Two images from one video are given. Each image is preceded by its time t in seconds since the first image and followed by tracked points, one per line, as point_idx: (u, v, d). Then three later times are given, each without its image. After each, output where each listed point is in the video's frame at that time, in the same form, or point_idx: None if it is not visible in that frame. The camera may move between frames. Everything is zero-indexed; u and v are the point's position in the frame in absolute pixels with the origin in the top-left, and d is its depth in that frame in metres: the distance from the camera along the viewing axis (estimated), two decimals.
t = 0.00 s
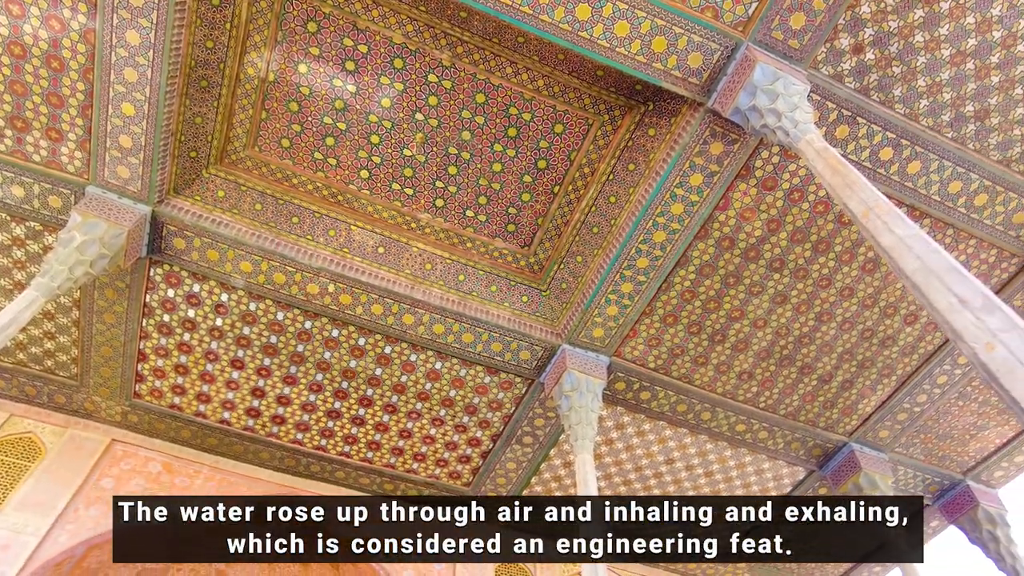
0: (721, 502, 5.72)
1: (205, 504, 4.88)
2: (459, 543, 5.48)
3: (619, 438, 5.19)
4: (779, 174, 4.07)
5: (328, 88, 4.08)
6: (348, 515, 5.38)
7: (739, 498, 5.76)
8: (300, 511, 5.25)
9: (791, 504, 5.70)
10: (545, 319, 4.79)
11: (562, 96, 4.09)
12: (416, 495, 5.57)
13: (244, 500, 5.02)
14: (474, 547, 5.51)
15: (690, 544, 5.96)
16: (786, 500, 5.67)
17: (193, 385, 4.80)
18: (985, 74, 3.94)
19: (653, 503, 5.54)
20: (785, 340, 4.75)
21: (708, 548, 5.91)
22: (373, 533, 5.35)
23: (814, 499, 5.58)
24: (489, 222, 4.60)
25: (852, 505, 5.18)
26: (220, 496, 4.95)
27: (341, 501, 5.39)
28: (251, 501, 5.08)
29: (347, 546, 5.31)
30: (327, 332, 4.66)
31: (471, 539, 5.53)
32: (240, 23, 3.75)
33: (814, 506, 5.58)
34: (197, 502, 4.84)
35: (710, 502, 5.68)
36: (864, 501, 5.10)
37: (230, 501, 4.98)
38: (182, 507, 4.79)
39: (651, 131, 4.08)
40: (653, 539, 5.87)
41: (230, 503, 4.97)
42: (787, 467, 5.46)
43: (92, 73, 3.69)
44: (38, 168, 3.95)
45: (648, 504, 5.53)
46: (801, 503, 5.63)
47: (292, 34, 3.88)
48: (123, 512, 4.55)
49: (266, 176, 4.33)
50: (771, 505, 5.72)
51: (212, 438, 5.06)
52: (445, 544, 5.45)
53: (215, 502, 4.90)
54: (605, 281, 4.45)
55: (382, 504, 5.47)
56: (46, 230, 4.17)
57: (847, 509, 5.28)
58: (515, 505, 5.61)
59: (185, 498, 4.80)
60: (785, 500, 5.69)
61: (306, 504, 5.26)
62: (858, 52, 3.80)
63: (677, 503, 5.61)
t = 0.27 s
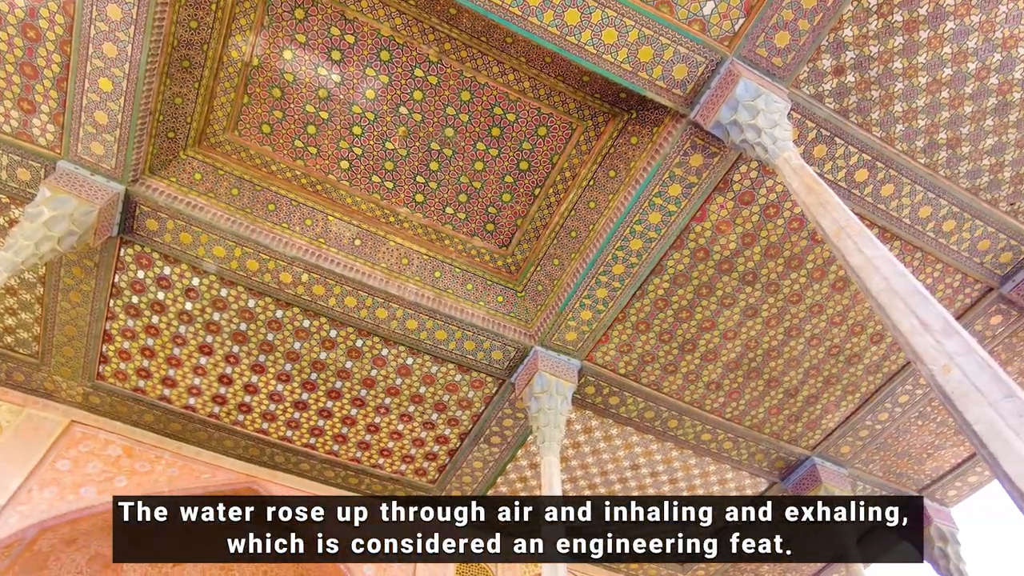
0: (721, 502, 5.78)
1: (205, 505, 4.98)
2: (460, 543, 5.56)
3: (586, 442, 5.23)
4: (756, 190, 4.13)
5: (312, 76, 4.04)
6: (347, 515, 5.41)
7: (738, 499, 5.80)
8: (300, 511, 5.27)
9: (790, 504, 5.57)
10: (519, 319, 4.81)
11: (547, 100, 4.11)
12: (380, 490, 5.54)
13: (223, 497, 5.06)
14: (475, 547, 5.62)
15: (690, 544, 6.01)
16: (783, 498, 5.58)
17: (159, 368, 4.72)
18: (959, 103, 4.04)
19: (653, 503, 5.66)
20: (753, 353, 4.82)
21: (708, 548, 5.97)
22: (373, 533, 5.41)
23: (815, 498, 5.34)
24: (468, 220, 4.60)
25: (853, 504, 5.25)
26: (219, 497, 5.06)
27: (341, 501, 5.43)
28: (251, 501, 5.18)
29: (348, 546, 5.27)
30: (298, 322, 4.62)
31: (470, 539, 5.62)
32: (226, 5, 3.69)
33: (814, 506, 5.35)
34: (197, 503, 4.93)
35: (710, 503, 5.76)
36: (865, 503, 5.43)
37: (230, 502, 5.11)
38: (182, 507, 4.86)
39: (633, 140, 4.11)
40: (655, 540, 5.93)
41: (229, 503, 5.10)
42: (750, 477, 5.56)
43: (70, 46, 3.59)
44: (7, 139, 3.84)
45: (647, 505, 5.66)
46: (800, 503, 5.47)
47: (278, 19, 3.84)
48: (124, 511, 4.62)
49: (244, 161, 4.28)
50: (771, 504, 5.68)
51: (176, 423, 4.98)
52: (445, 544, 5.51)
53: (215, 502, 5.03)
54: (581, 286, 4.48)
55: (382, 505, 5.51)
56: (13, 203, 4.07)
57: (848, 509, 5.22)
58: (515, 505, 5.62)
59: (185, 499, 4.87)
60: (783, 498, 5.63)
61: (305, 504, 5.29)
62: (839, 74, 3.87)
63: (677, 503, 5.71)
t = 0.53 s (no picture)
0: (721, 502, 5.74)
1: (205, 504, 5.10)
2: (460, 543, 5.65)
3: (554, 444, 5.26)
4: (733, 203, 4.19)
5: (297, 63, 4.00)
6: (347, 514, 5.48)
7: (736, 498, 5.71)
8: (301, 510, 5.30)
9: (790, 504, 5.49)
10: (493, 319, 4.82)
11: (532, 102, 4.12)
12: (345, 485, 5.49)
13: (223, 497, 5.14)
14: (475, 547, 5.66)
15: (690, 544, 6.03)
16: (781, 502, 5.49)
17: (124, 351, 4.63)
18: (933, 130, 4.14)
19: (653, 503, 5.71)
20: (723, 363, 4.88)
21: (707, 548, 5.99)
22: (373, 533, 5.49)
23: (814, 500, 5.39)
24: (448, 217, 4.60)
25: (852, 504, 5.35)
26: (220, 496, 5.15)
27: (341, 501, 5.49)
28: (251, 501, 5.12)
29: (348, 546, 5.35)
30: (270, 311, 4.57)
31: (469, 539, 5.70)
32: None
33: (814, 506, 5.40)
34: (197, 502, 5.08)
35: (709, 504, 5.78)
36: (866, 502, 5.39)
37: (230, 502, 5.14)
38: (182, 507, 5.05)
39: (615, 147, 4.14)
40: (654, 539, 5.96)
41: (229, 504, 5.14)
42: (713, 486, 5.65)
43: (47, 16, 3.48)
44: None
45: (647, 505, 5.72)
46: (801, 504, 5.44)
47: (265, 3, 3.79)
48: (123, 512, 4.87)
49: (222, 145, 4.22)
50: (771, 504, 5.52)
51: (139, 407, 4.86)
52: (445, 544, 5.63)
53: (215, 502, 5.13)
54: (556, 289, 4.50)
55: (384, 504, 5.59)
56: None
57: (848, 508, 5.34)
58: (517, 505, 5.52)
59: (184, 499, 5.05)
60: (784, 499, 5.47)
61: (306, 504, 5.32)
62: (820, 93, 3.94)
63: (677, 503, 5.69)
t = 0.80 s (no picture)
0: (720, 502, 5.74)
1: (204, 504, 5.09)
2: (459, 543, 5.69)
3: (524, 445, 5.27)
4: (712, 214, 4.24)
5: (283, 49, 3.96)
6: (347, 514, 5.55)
7: (714, 498, 5.74)
8: (303, 511, 5.36)
9: (790, 505, 5.48)
10: (470, 317, 4.82)
11: (519, 102, 4.12)
12: (311, 477, 5.44)
13: (222, 497, 5.05)
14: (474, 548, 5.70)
15: (690, 544, 6.10)
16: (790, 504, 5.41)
17: (91, 332, 4.54)
18: (910, 152, 4.22)
19: (653, 503, 5.75)
20: (694, 371, 4.93)
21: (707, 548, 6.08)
22: (373, 534, 5.58)
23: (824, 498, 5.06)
24: (428, 212, 4.58)
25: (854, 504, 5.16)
26: (220, 497, 5.06)
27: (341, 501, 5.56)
28: (251, 501, 5.14)
29: (348, 546, 5.42)
30: (243, 298, 4.52)
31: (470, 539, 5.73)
32: None
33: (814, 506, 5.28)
34: (196, 503, 5.10)
35: (708, 504, 5.77)
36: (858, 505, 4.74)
37: (229, 501, 5.06)
38: (182, 507, 5.09)
39: (599, 152, 4.17)
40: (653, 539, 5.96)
41: (229, 504, 5.07)
42: (680, 492, 5.72)
43: None
44: None
45: (647, 504, 5.77)
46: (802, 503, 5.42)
47: None
48: (124, 511, 5.04)
49: (203, 127, 4.15)
50: (771, 504, 5.57)
51: (104, 390, 4.75)
52: (445, 544, 5.63)
53: (215, 502, 5.06)
54: (534, 290, 4.50)
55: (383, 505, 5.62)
56: None
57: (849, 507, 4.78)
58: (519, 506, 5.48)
59: (183, 500, 5.09)
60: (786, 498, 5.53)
61: (305, 504, 5.38)
62: (802, 110, 4.00)
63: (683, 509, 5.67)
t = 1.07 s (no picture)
0: (722, 502, 5.69)
1: (204, 505, 5.03)
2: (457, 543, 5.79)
3: (498, 444, 5.28)
4: (693, 222, 4.28)
5: (271, 36, 3.91)
6: (345, 514, 5.65)
7: (689, 497, 5.74)
8: (302, 511, 5.44)
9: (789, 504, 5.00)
10: (448, 314, 4.82)
11: (507, 102, 4.12)
12: (281, 469, 5.38)
13: (221, 497, 5.05)
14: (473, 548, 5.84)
15: (690, 544, 5.95)
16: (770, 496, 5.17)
17: (61, 313, 4.44)
18: (889, 171, 4.29)
19: (653, 502, 5.74)
20: (670, 378, 4.97)
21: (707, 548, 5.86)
22: (373, 534, 5.70)
23: (813, 497, 4.66)
24: (412, 207, 4.56)
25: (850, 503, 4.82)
26: (220, 497, 5.06)
27: (340, 501, 5.67)
28: (252, 501, 5.19)
29: (348, 546, 5.55)
30: (220, 285, 4.47)
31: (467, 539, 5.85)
32: None
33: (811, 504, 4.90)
34: (195, 503, 5.01)
35: (708, 505, 5.69)
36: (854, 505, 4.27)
37: (229, 502, 5.08)
38: (182, 507, 5.03)
39: (584, 155, 4.18)
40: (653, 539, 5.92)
41: (228, 503, 5.08)
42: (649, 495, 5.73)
43: None
44: None
45: (646, 504, 5.77)
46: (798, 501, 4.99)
47: None
48: (124, 511, 5.09)
49: (186, 110, 4.09)
50: (771, 504, 5.52)
51: (72, 373, 4.65)
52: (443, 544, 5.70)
53: (215, 502, 5.04)
54: (514, 290, 4.51)
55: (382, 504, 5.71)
56: None
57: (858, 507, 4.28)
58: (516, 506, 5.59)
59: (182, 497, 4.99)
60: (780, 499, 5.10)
61: (305, 504, 5.47)
62: (786, 124, 4.05)
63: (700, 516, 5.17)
